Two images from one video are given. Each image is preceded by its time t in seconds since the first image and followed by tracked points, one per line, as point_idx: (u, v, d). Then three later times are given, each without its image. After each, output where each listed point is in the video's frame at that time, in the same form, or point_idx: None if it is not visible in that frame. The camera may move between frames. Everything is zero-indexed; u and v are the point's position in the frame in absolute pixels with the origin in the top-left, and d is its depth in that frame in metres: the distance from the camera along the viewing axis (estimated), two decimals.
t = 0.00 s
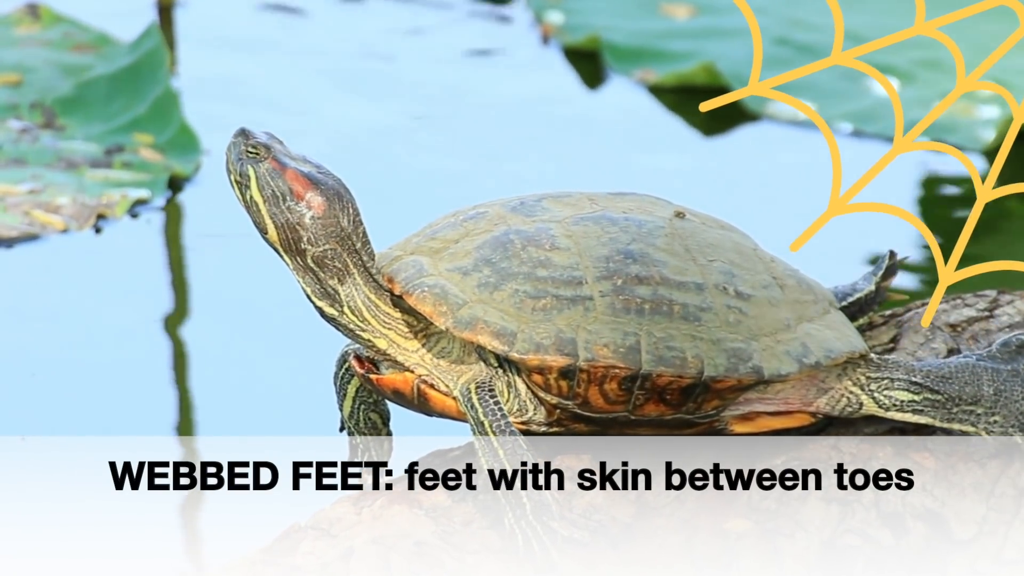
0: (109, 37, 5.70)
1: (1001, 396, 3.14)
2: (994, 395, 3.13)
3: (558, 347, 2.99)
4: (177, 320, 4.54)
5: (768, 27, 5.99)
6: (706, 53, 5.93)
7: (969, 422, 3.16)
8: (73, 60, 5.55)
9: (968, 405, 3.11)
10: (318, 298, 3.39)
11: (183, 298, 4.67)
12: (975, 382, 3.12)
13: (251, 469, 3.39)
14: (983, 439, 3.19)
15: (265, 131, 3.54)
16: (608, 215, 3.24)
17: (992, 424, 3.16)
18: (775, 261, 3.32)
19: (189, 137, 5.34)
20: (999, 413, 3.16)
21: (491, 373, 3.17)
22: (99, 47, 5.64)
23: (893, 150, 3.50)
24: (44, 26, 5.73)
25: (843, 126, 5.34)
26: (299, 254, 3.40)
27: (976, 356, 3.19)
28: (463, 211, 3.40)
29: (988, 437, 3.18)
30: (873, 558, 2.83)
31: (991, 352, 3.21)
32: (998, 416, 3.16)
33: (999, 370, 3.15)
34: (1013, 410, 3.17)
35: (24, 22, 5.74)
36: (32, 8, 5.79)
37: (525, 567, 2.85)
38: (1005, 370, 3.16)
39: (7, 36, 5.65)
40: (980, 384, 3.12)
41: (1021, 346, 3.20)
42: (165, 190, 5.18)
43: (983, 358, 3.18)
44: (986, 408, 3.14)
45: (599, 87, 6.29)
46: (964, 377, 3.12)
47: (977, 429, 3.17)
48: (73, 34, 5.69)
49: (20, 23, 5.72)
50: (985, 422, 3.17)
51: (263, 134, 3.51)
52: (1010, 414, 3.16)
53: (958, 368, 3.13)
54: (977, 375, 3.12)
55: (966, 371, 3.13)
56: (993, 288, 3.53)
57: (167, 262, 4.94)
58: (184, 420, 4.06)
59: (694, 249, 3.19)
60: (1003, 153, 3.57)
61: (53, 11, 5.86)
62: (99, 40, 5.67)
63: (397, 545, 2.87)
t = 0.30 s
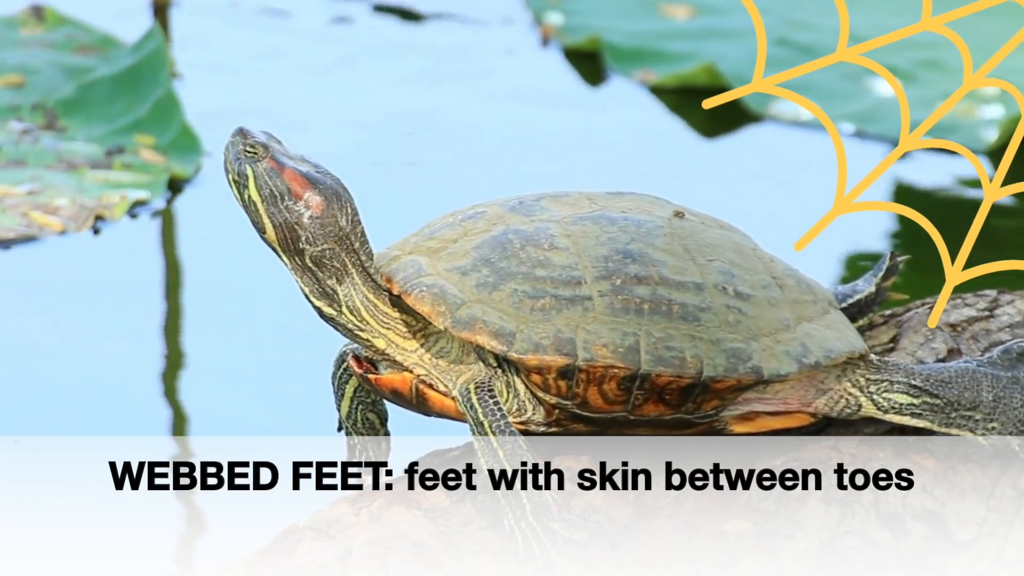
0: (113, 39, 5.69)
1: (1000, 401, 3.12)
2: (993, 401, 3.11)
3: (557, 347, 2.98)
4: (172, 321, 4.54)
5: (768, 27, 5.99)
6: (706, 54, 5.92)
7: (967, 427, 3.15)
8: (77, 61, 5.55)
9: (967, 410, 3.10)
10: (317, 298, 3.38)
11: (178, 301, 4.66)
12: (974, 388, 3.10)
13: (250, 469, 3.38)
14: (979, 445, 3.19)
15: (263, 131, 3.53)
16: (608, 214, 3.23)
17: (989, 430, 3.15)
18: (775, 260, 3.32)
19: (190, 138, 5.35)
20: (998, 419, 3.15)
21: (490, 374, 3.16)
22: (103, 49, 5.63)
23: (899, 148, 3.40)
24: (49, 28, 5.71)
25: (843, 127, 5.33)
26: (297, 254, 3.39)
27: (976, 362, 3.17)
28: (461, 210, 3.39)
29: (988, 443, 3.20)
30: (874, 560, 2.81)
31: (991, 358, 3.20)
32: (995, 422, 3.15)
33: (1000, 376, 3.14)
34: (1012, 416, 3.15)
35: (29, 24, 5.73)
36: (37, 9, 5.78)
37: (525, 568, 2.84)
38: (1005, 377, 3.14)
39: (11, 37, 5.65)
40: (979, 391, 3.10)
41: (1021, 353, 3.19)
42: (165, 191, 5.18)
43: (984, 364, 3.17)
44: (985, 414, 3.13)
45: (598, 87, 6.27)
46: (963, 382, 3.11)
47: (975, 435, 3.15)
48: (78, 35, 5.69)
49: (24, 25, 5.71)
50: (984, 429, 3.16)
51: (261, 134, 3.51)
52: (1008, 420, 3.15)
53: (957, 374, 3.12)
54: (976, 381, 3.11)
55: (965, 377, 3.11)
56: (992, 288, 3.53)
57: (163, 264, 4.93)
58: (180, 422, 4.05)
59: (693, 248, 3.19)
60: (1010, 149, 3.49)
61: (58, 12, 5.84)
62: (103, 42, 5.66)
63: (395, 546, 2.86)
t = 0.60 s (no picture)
0: (116, 41, 5.69)
1: (999, 407, 3.10)
2: (992, 407, 3.09)
3: (556, 347, 2.97)
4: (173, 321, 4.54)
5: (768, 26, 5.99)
6: (706, 53, 5.91)
7: (965, 432, 3.13)
8: (78, 62, 5.54)
9: (966, 415, 3.08)
10: (315, 299, 3.37)
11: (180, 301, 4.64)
12: (974, 394, 3.08)
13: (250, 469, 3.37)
14: (978, 452, 3.16)
15: (262, 131, 3.53)
16: (606, 214, 3.22)
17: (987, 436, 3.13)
18: (774, 260, 3.31)
19: (189, 140, 5.33)
20: (996, 425, 3.12)
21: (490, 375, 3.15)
22: (105, 50, 5.63)
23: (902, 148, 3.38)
24: (52, 29, 5.70)
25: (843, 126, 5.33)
26: (295, 254, 3.38)
27: (976, 367, 3.15)
28: (460, 210, 3.38)
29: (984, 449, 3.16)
30: (874, 561, 2.80)
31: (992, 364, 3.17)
32: (994, 428, 3.12)
33: (1000, 382, 3.11)
34: (1010, 423, 3.12)
35: (32, 25, 5.72)
36: (40, 9, 5.77)
37: (524, 569, 2.83)
38: (1005, 384, 3.12)
39: (14, 38, 5.66)
40: (978, 396, 3.08)
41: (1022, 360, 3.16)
42: (162, 193, 5.18)
43: (983, 369, 3.14)
44: (984, 419, 3.11)
45: (597, 87, 6.26)
46: (963, 387, 3.09)
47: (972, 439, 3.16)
48: (81, 37, 5.69)
49: (28, 26, 5.71)
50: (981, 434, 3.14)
51: (259, 134, 3.50)
52: (1007, 426, 3.12)
53: (957, 378, 3.10)
54: (976, 386, 3.09)
55: (965, 382, 3.09)
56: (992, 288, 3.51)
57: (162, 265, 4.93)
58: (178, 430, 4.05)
59: (692, 248, 3.18)
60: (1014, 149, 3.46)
61: (61, 12, 5.83)
62: (106, 43, 5.66)
63: (393, 548, 2.85)
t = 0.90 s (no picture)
0: (117, 42, 5.67)
1: (998, 413, 3.12)
2: (990, 412, 3.11)
3: (554, 348, 2.96)
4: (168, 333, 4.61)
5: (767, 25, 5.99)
6: (705, 52, 5.90)
7: (963, 439, 3.11)
8: (79, 64, 5.53)
9: (964, 420, 3.09)
10: (312, 299, 3.36)
11: (175, 317, 4.69)
12: (973, 398, 3.11)
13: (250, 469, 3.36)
14: (977, 457, 3.05)
15: (259, 130, 3.52)
16: (605, 214, 3.22)
17: (986, 441, 3.08)
18: (773, 261, 3.30)
19: (188, 142, 5.31)
20: (994, 431, 3.11)
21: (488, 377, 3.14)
22: (107, 52, 5.61)
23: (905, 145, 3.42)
24: (54, 30, 5.69)
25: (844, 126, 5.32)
26: (292, 254, 3.37)
27: (975, 373, 3.19)
28: (458, 210, 3.38)
29: (983, 456, 3.06)
30: (873, 564, 2.86)
31: (991, 370, 3.21)
32: (992, 433, 3.11)
33: (999, 389, 3.15)
34: (1008, 428, 3.12)
35: (34, 26, 5.71)
36: (43, 10, 5.75)
37: (524, 572, 2.83)
38: (1004, 390, 3.15)
39: (16, 39, 5.65)
40: (977, 401, 3.11)
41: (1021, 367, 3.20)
42: (161, 194, 5.15)
43: (982, 374, 3.19)
44: (982, 424, 3.11)
45: (597, 86, 6.25)
46: (962, 392, 3.12)
47: (971, 446, 3.09)
48: (83, 38, 5.67)
49: (29, 27, 5.70)
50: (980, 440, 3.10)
51: (257, 133, 3.50)
52: (1004, 433, 3.11)
53: (956, 384, 3.13)
54: (975, 391, 3.12)
55: (964, 387, 3.13)
56: (991, 289, 3.52)
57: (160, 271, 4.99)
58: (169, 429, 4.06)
59: (691, 248, 3.17)
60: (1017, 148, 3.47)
61: (64, 14, 5.81)
62: (107, 44, 5.64)
63: (391, 548, 2.80)
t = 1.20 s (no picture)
0: (117, 45, 5.66)
1: (997, 416, 3.03)
2: (990, 414, 3.03)
3: (554, 348, 2.95)
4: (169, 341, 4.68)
5: (769, 24, 5.98)
6: (706, 53, 5.90)
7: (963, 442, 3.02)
8: (78, 67, 5.52)
9: (963, 422, 3.01)
10: (310, 299, 3.35)
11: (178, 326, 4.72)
12: (972, 400, 3.04)
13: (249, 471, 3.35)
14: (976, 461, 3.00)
15: (258, 130, 3.51)
16: (604, 214, 3.21)
17: (985, 444, 3.00)
18: (773, 261, 3.29)
19: (184, 145, 5.28)
20: (994, 433, 3.01)
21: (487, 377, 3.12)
22: (107, 54, 5.60)
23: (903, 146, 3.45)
24: (55, 33, 5.68)
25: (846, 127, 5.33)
26: (290, 255, 3.36)
27: (976, 375, 3.14)
28: (457, 211, 3.37)
29: (982, 459, 3.01)
30: (873, 564, 2.85)
31: (992, 373, 3.17)
32: (992, 436, 3.01)
33: (999, 392, 3.10)
34: (1008, 432, 3.02)
35: (34, 29, 5.70)
36: (43, 13, 5.74)
37: (524, 572, 2.83)
38: (1004, 393, 3.10)
39: (16, 42, 5.63)
40: (976, 403, 3.04)
41: (1022, 369, 3.15)
42: (155, 199, 5.14)
43: (983, 378, 3.13)
44: (981, 427, 3.01)
45: (597, 87, 6.24)
46: (961, 394, 3.06)
47: (970, 448, 3.01)
48: (83, 41, 5.66)
49: (30, 31, 5.69)
50: (979, 444, 3.01)
51: (255, 133, 3.48)
52: (1003, 436, 3.01)
53: (956, 387, 3.07)
54: (974, 394, 3.06)
55: (964, 389, 3.07)
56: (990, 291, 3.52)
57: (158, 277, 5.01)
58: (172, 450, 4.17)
59: (690, 249, 3.16)
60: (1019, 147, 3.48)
61: (64, 17, 5.80)
62: (107, 48, 5.63)
63: (390, 549, 2.76)
